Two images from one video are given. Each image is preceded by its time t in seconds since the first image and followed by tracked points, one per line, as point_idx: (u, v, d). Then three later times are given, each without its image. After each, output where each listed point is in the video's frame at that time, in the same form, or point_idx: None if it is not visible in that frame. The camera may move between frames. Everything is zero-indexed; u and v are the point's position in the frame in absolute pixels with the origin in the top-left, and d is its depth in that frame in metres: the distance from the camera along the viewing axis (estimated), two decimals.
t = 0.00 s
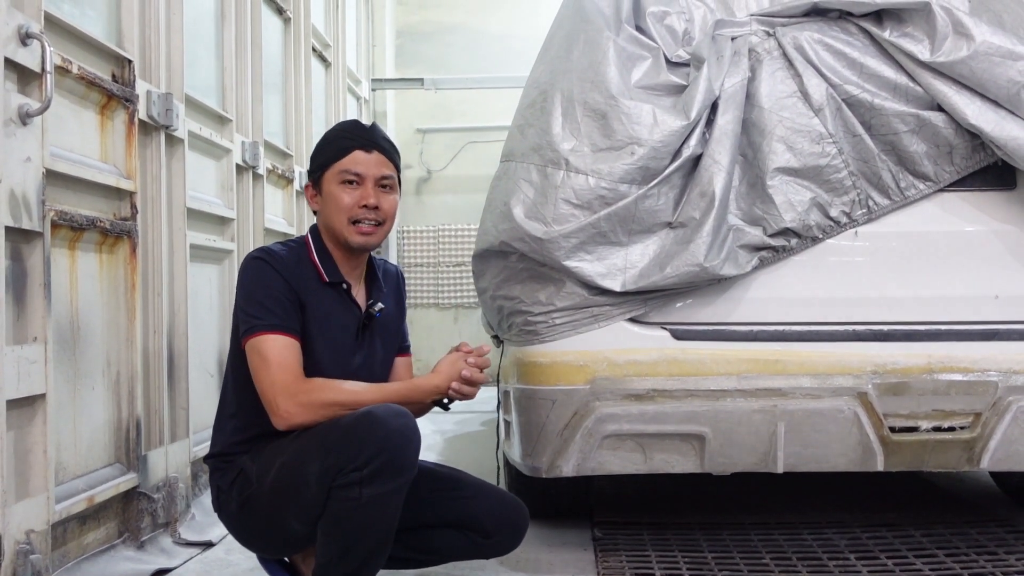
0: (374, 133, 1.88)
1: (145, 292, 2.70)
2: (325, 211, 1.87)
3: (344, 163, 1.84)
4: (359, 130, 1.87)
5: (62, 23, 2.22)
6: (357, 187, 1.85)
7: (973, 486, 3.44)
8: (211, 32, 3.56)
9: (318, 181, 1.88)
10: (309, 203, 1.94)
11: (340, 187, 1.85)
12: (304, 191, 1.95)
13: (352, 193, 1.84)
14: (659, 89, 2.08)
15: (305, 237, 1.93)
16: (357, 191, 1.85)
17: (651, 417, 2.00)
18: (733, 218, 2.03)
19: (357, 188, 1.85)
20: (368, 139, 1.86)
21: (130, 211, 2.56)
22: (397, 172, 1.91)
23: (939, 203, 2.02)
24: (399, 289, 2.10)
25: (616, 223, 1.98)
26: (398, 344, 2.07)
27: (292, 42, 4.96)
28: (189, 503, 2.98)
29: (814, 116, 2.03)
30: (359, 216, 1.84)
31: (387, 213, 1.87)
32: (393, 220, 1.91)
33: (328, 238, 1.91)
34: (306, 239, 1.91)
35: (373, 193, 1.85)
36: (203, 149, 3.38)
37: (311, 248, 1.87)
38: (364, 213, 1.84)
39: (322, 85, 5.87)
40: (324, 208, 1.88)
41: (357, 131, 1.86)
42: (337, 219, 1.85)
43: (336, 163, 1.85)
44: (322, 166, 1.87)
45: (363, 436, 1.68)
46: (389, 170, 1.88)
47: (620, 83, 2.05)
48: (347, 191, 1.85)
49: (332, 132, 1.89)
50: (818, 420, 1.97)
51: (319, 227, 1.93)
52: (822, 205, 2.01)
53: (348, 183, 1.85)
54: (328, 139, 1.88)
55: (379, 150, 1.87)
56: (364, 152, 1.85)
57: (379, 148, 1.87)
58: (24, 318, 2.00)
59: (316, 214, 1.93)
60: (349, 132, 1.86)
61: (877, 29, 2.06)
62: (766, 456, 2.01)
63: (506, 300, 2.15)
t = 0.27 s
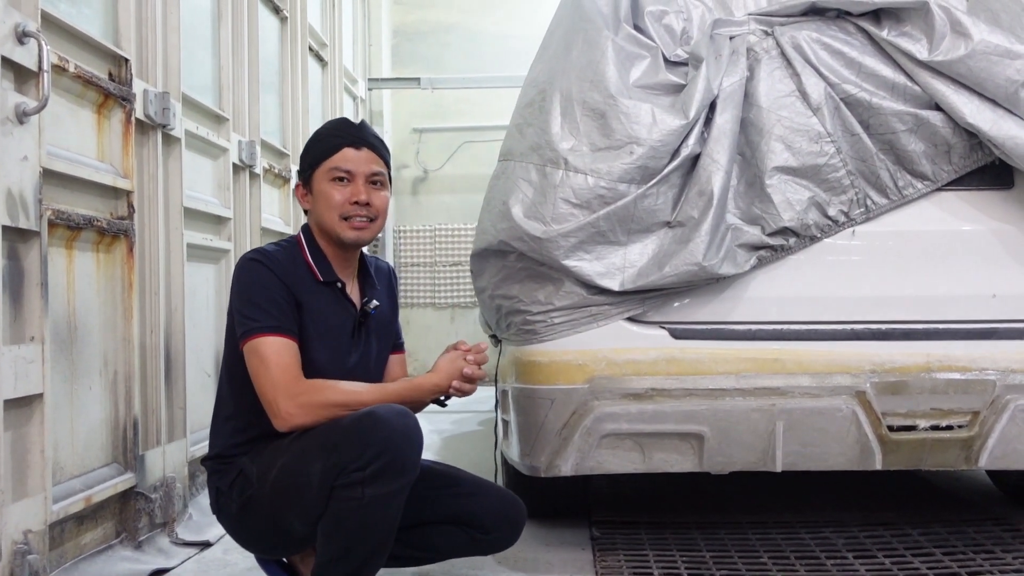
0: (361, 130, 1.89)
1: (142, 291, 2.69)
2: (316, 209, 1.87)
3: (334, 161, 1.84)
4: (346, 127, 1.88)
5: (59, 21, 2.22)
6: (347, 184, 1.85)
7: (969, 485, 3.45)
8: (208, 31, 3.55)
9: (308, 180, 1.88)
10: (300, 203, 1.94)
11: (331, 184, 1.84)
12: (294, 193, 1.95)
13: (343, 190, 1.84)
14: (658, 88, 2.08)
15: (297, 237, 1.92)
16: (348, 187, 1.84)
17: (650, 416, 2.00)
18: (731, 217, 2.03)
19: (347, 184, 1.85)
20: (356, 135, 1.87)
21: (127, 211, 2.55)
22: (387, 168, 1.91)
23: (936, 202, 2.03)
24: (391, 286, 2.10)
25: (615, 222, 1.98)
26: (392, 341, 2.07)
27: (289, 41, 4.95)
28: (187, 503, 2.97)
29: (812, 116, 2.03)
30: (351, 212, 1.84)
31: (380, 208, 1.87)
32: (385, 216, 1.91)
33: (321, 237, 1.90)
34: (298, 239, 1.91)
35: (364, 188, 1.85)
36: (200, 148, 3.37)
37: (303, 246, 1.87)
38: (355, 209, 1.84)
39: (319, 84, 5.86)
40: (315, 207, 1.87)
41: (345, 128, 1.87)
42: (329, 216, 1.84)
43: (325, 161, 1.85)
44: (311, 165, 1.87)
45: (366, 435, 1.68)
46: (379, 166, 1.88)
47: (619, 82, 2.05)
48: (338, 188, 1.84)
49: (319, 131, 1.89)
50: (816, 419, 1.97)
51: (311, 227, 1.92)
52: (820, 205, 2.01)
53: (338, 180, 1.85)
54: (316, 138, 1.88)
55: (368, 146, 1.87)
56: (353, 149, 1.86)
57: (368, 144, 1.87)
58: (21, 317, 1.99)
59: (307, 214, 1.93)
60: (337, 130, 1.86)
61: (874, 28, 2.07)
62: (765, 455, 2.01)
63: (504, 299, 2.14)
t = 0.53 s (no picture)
0: (355, 128, 1.89)
1: (139, 292, 2.68)
2: (310, 210, 1.86)
3: (328, 161, 1.84)
4: (339, 126, 1.87)
5: (56, 21, 2.21)
6: (342, 184, 1.84)
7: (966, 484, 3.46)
8: (205, 31, 3.54)
9: (302, 180, 1.87)
10: (294, 204, 1.93)
11: (325, 185, 1.84)
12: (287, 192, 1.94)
13: (338, 191, 1.84)
14: (656, 88, 2.07)
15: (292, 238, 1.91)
16: (342, 188, 1.84)
17: (650, 416, 2.00)
18: (730, 217, 2.03)
19: (342, 185, 1.84)
20: (350, 134, 1.87)
21: (124, 211, 2.54)
22: (380, 168, 1.91)
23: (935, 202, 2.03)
24: (388, 284, 2.10)
25: (614, 222, 1.97)
26: (389, 339, 2.07)
27: (285, 41, 4.94)
28: (184, 503, 2.97)
29: (810, 115, 2.03)
30: (346, 213, 1.84)
31: (374, 209, 1.87)
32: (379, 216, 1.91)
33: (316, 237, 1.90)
34: (293, 240, 1.90)
35: (359, 189, 1.85)
36: (196, 148, 3.36)
37: (299, 247, 1.86)
38: (350, 210, 1.84)
39: (315, 84, 5.85)
40: (310, 207, 1.87)
41: (338, 127, 1.87)
42: (323, 217, 1.84)
43: (319, 161, 1.84)
44: (305, 165, 1.86)
45: (372, 435, 1.69)
46: (373, 166, 1.88)
47: (617, 82, 2.04)
48: (332, 189, 1.84)
49: (312, 130, 1.88)
50: (815, 418, 1.97)
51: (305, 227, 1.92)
52: (818, 204, 2.01)
53: (333, 180, 1.84)
54: (309, 138, 1.88)
55: (362, 146, 1.87)
56: (347, 149, 1.85)
57: (362, 143, 1.87)
58: (18, 318, 1.98)
59: (301, 214, 1.92)
60: (330, 130, 1.86)
61: (873, 28, 2.07)
62: (764, 454, 2.01)
63: (503, 299, 2.14)
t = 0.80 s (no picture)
0: (355, 129, 1.87)
1: (136, 291, 2.67)
2: (310, 211, 1.86)
3: (329, 162, 1.82)
4: (340, 127, 1.86)
5: (53, 20, 2.20)
6: (342, 186, 1.83)
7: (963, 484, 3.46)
8: (202, 30, 3.53)
9: (302, 180, 1.86)
10: (293, 203, 1.92)
11: (325, 186, 1.83)
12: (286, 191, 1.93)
13: (338, 192, 1.83)
14: (655, 87, 2.07)
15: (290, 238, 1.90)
16: (342, 189, 1.83)
17: (649, 416, 2.00)
18: (729, 217, 2.03)
19: (342, 186, 1.83)
20: (350, 135, 1.85)
21: (121, 210, 2.53)
22: (381, 169, 1.90)
23: (934, 201, 2.03)
24: (386, 285, 2.11)
25: (614, 222, 1.97)
26: (386, 339, 2.07)
27: (282, 39, 4.93)
28: (181, 504, 2.96)
29: (810, 115, 2.03)
30: (345, 215, 1.83)
31: (374, 211, 1.87)
32: (379, 218, 1.91)
33: (315, 238, 1.89)
34: (292, 240, 1.89)
35: (359, 191, 1.84)
36: (193, 148, 3.35)
37: (298, 247, 1.85)
38: (350, 212, 1.83)
39: (312, 83, 5.84)
40: (309, 208, 1.86)
41: (339, 128, 1.85)
42: (323, 219, 1.83)
43: (320, 162, 1.83)
44: (305, 166, 1.84)
45: (372, 435, 1.69)
46: (374, 167, 1.87)
47: (617, 81, 2.04)
48: (332, 191, 1.83)
49: (312, 131, 1.87)
50: (814, 417, 1.97)
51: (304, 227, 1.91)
52: (817, 204, 2.01)
53: (333, 182, 1.83)
54: (310, 138, 1.86)
55: (364, 147, 1.85)
56: (348, 150, 1.84)
57: (363, 144, 1.86)
58: (15, 317, 1.97)
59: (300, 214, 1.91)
60: (331, 130, 1.84)
61: (872, 27, 2.07)
62: (763, 454, 2.01)
63: (502, 299, 2.14)
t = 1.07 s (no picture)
0: (363, 129, 1.88)
1: (134, 290, 2.66)
2: (316, 209, 1.85)
3: (337, 161, 1.82)
4: (348, 127, 1.86)
5: (52, 17, 2.19)
6: (349, 184, 1.83)
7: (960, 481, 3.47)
8: (199, 28, 3.53)
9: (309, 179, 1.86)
10: (300, 202, 1.92)
11: (332, 184, 1.82)
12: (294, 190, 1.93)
13: (344, 190, 1.82)
14: (656, 85, 2.07)
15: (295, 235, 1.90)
16: (349, 188, 1.82)
17: (649, 413, 2.00)
18: (729, 214, 2.03)
19: (349, 185, 1.83)
20: (358, 135, 1.86)
21: (119, 209, 2.52)
22: (388, 169, 1.90)
23: (933, 199, 2.03)
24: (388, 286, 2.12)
25: (614, 220, 1.97)
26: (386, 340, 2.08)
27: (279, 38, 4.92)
28: (179, 503, 2.95)
29: (809, 113, 2.03)
30: (350, 214, 1.82)
31: (379, 212, 1.85)
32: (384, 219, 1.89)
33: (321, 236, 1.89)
34: (297, 238, 1.89)
35: (365, 190, 1.83)
36: (191, 146, 3.34)
37: (302, 244, 1.85)
38: (356, 211, 1.82)
39: (309, 82, 5.83)
40: (316, 206, 1.85)
41: (347, 127, 1.86)
42: (328, 217, 1.83)
43: (328, 160, 1.83)
44: (313, 164, 1.85)
45: (374, 432, 1.69)
46: (381, 167, 1.86)
47: (617, 79, 2.04)
48: (339, 189, 1.82)
49: (320, 129, 1.87)
50: (814, 415, 1.97)
51: (311, 226, 1.91)
52: (817, 202, 2.01)
53: (340, 180, 1.83)
54: (317, 137, 1.87)
55: (371, 148, 1.85)
56: (356, 149, 1.84)
57: (371, 144, 1.86)
58: (13, 316, 1.96)
59: (307, 213, 1.91)
60: (338, 129, 1.85)
61: (871, 26, 2.07)
62: (763, 452, 2.01)
63: (502, 297, 2.14)
